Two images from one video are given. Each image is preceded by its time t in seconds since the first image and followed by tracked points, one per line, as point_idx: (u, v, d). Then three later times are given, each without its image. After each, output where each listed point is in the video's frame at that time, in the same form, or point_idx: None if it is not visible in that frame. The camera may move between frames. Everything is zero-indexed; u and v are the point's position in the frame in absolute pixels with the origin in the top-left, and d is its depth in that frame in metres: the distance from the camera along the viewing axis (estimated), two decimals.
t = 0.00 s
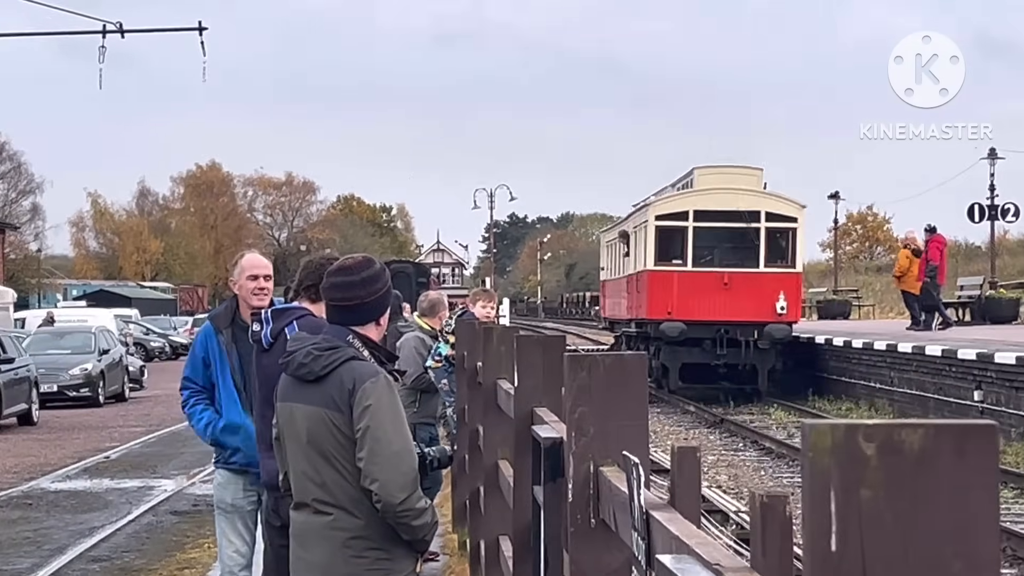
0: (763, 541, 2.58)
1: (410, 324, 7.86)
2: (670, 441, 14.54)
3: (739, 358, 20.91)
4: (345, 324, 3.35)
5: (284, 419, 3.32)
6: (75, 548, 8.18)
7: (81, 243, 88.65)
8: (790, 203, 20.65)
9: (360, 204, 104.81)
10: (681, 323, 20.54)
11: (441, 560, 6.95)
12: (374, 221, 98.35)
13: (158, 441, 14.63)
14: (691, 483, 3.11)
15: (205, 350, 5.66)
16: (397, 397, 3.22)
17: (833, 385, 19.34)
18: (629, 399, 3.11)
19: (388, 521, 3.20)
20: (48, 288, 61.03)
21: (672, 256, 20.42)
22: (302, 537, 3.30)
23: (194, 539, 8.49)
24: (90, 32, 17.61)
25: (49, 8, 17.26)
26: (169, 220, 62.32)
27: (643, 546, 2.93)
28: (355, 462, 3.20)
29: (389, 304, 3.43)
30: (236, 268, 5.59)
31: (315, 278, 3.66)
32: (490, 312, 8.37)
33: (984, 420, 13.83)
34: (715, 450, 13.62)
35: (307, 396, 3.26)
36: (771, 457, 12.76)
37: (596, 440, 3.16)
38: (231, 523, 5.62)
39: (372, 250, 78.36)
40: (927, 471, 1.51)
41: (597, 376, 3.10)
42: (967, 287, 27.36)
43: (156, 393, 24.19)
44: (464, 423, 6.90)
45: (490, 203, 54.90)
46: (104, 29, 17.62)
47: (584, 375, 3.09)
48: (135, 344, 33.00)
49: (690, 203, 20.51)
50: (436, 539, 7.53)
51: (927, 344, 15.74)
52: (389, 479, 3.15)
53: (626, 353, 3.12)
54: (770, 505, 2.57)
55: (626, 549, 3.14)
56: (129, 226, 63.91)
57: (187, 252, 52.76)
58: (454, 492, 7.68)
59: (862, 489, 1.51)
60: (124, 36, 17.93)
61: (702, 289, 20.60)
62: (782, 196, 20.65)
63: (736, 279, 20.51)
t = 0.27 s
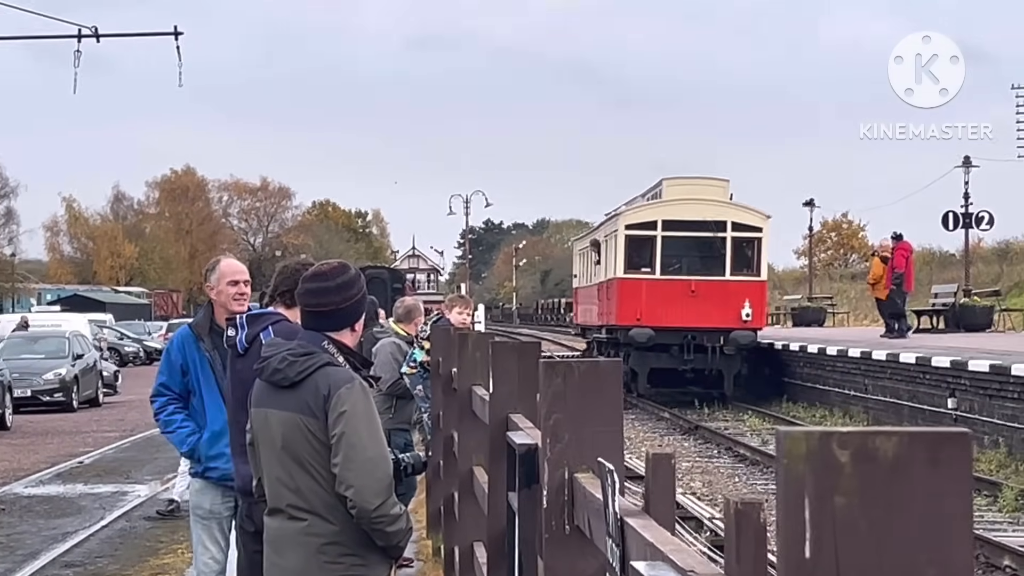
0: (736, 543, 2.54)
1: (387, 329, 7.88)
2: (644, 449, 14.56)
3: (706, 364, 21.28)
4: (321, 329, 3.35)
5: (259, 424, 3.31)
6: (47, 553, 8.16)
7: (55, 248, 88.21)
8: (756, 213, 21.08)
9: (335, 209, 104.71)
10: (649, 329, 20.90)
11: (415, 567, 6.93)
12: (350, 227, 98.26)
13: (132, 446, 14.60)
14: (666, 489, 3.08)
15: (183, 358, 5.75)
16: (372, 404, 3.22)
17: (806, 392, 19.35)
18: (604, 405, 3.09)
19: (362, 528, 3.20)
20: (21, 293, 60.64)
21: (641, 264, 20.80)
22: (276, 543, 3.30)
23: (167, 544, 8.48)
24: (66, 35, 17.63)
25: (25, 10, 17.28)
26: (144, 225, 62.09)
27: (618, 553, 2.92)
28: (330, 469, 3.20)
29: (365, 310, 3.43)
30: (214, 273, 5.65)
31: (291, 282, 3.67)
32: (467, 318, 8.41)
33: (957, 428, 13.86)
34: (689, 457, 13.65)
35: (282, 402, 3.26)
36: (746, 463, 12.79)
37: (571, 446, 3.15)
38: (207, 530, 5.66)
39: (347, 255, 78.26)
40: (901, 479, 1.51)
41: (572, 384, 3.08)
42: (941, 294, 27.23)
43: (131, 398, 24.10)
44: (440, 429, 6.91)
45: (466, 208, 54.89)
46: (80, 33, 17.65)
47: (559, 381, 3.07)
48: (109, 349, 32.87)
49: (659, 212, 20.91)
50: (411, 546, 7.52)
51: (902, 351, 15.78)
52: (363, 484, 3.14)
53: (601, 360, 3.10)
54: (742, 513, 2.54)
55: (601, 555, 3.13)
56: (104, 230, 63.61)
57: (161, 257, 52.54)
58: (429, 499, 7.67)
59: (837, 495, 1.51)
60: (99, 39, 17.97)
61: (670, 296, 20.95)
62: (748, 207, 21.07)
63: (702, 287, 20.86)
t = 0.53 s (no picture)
0: (708, 549, 2.52)
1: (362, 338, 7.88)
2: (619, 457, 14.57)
3: (673, 371, 21.64)
4: (295, 337, 3.36)
5: (233, 432, 3.31)
6: (21, 561, 8.14)
7: (29, 254, 87.65)
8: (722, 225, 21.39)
9: (310, 216, 104.55)
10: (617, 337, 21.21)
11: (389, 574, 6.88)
12: (326, 234, 98.09)
13: (105, 453, 14.55)
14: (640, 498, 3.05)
15: (157, 365, 5.78)
16: (347, 411, 3.21)
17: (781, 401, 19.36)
18: (579, 414, 3.08)
19: (337, 535, 3.19)
20: None
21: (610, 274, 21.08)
22: (250, 552, 3.29)
23: (141, 552, 8.47)
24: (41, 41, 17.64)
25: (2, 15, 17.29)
26: (119, 232, 61.79)
27: (591, 561, 2.91)
28: (305, 477, 3.19)
29: (340, 317, 3.45)
30: (183, 280, 5.68)
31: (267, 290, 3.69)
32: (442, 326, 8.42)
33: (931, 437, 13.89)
34: (664, 465, 13.68)
35: (255, 410, 3.26)
36: (720, 472, 12.83)
37: (546, 455, 3.12)
38: (183, 537, 5.66)
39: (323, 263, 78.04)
40: (874, 486, 1.56)
41: (547, 393, 3.05)
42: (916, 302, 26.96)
43: (105, 405, 23.98)
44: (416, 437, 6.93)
45: (442, 215, 54.82)
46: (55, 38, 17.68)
47: (534, 391, 3.05)
48: (84, 356, 32.70)
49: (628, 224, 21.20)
50: (386, 553, 7.52)
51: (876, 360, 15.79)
52: (338, 493, 3.14)
53: (577, 368, 3.09)
54: (714, 521, 2.53)
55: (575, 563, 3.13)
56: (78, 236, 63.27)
57: (135, 263, 52.24)
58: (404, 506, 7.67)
59: (809, 506, 1.56)
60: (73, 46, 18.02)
61: (638, 305, 21.25)
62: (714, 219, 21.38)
63: (669, 296, 21.17)
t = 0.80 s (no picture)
0: (687, 554, 2.52)
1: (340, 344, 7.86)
2: (598, 463, 14.59)
3: (645, 375, 21.97)
4: (274, 343, 3.39)
5: (211, 437, 3.31)
6: None
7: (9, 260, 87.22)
8: (693, 234, 21.92)
9: (291, 222, 104.56)
10: (591, 343, 21.58)
11: None
12: (306, 240, 98.01)
13: (83, 459, 14.51)
14: (618, 506, 3.04)
15: (137, 375, 5.75)
16: (325, 417, 3.23)
17: (759, 408, 19.37)
18: (558, 418, 3.06)
19: (315, 541, 3.20)
20: None
21: (585, 282, 21.52)
22: (229, 558, 3.30)
23: (120, 557, 8.45)
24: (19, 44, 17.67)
25: None
26: (97, 237, 61.62)
27: (570, 567, 2.89)
28: (284, 481, 3.20)
29: (318, 323, 3.48)
30: (162, 290, 5.67)
31: (246, 296, 3.74)
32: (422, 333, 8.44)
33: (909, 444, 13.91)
34: (642, 472, 13.69)
35: (234, 415, 3.27)
36: (699, 478, 12.85)
37: (525, 460, 3.11)
38: (164, 544, 5.73)
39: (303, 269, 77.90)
40: (850, 493, 1.56)
41: (526, 399, 3.04)
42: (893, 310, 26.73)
43: (84, 411, 23.90)
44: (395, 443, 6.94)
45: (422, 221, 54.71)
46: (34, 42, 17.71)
47: (513, 398, 3.04)
48: (62, 361, 32.59)
49: (602, 232, 21.69)
50: (363, 560, 7.51)
51: (855, 367, 15.80)
52: (316, 498, 3.15)
53: (556, 374, 3.07)
54: (692, 528, 2.52)
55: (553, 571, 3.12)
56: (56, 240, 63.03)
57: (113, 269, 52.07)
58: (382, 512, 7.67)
59: (788, 513, 1.56)
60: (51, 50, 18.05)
61: (610, 311, 21.62)
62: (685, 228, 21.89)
63: (642, 302, 21.55)
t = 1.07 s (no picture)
0: (669, 556, 2.52)
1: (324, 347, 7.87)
2: (580, 467, 14.60)
3: (621, 378, 22.72)
4: (256, 346, 3.44)
5: (194, 440, 3.36)
6: None
7: None
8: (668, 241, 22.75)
9: (275, 226, 104.48)
10: (569, 346, 22.34)
11: None
12: (289, 243, 97.89)
13: (65, 462, 14.49)
14: (601, 509, 2.97)
15: (129, 375, 5.77)
16: (307, 420, 3.28)
17: (742, 412, 19.37)
18: (540, 419, 3.02)
19: (297, 544, 3.25)
20: None
21: (563, 287, 22.33)
22: (212, 560, 3.35)
23: (101, 560, 8.45)
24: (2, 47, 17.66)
25: None
26: (79, 239, 61.40)
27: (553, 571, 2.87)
28: (266, 484, 3.25)
29: (301, 325, 3.53)
30: (154, 291, 5.64)
31: (229, 299, 3.82)
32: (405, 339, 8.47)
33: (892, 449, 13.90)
34: (625, 476, 13.70)
35: (217, 417, 3.32)
36: (682, 483, 12.86)
37: (507, 464, 3.08)
38: (153, 548, 5.73)
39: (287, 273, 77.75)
40: (832, 495, 1.57)
41: (509, 403, 3.01)
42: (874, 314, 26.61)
43: (66, 414, 23.85)
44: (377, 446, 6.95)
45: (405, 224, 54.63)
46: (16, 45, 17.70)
47: (496, 401, 3.00)
48: (45, 365, 32.48)
49: (579, 239, 22.47)
50: (346, 564, 7.50)
51: (837, 372, 15.80)
52: (298, 502, 3.19)
53: (538, 378, 3.02)
54: (674, 530, 2.52)
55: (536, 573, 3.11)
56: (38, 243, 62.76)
57: (95, 271, 51.88)
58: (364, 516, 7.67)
59: (768, 515, 1.56)
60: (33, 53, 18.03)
61: (588, 315, 22.43)
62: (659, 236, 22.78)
63: (618, 307, 22.37)
